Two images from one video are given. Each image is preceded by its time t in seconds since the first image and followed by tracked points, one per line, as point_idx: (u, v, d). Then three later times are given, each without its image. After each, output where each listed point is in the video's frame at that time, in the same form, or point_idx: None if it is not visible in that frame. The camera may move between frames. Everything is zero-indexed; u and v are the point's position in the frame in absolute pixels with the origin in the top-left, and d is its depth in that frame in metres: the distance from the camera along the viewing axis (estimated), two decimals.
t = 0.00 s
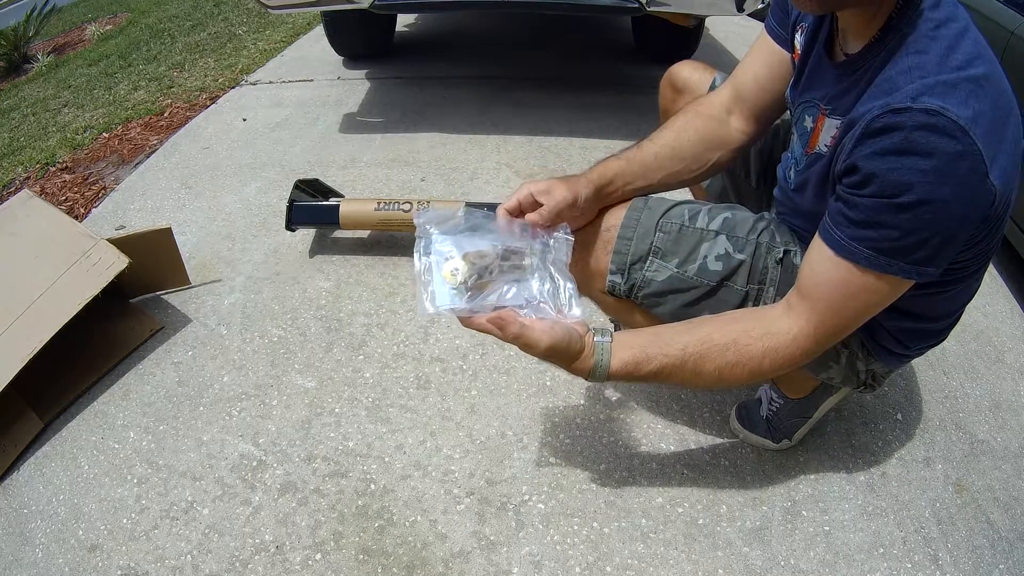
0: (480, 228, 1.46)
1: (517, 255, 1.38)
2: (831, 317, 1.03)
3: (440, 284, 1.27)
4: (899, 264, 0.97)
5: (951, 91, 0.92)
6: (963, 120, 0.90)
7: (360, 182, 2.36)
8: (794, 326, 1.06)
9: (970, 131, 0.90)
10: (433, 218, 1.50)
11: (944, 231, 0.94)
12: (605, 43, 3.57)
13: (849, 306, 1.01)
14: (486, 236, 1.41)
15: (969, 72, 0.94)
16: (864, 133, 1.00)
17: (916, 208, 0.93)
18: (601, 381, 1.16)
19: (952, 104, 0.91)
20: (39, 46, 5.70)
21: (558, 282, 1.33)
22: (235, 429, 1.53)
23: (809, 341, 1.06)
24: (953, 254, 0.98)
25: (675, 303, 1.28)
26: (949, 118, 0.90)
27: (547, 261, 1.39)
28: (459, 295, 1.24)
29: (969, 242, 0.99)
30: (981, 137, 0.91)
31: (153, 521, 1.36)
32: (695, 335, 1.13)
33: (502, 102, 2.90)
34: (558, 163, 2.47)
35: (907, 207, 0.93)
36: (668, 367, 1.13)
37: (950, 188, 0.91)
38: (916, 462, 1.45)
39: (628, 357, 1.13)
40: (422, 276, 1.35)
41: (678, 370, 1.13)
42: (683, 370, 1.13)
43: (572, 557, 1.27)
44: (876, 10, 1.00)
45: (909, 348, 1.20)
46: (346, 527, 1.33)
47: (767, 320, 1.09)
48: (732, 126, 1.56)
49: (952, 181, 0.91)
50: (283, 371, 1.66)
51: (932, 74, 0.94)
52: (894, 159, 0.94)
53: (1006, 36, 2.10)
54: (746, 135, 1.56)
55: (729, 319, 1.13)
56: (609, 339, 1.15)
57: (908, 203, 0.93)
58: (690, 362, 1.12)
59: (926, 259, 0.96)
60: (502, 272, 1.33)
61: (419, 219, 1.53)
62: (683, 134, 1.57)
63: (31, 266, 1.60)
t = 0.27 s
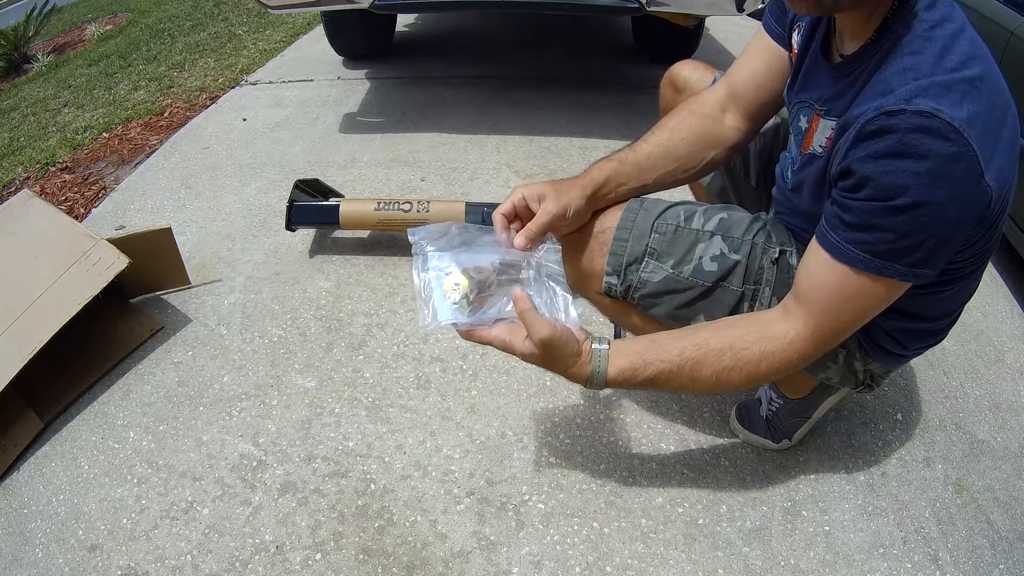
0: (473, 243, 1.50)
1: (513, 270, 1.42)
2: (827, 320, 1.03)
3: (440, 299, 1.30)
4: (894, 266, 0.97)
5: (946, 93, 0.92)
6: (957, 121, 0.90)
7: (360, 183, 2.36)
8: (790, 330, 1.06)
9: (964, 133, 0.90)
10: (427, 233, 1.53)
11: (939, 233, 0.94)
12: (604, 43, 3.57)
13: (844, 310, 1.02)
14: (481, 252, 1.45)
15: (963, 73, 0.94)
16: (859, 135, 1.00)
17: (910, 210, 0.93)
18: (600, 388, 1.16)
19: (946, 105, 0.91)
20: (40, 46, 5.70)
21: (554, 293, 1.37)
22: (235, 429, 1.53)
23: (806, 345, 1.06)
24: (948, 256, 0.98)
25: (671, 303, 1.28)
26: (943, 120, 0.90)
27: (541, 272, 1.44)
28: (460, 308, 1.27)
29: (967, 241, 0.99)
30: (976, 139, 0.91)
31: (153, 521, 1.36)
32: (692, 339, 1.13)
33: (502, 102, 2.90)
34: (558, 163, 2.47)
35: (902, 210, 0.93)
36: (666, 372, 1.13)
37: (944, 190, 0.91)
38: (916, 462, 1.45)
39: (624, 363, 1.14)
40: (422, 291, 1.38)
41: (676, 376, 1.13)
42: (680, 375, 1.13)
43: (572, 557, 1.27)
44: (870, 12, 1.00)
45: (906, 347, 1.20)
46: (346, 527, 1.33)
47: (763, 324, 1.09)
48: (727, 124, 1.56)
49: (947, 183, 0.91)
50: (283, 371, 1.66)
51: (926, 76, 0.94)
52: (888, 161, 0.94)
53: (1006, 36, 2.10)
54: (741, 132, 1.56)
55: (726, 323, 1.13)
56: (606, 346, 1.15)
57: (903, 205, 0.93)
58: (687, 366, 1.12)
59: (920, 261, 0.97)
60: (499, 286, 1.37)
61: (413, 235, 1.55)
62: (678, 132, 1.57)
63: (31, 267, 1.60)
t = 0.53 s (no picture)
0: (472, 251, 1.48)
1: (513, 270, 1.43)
2: (829, 320, 1.03)
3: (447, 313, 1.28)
4: (893, 268, 0.97)
5: (944, 96, 0.92)
6: (956, 124, 0.90)
7: (360, 183, 2.36)
8: (793, 330, 1.06)
9: (963, 136, 0.90)
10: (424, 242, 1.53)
11: (938, 236, 0.94)
12: (604, 43, 3.57)
13: (848, 310, 1.02)
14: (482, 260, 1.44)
15: (962, 76, 0.94)
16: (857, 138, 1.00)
17: (909, 213, 0.93)
18: (602, 381, 1.16)
19: (944, 108, 0.91)
20: (39, 46, 5.70)
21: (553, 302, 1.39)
22: (236, 429, 1.53)
23: (808, 345, 1.06)
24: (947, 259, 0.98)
25: (669, 304, 1.28)
26: (941, 122, 0.90)
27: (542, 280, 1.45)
28: (467, 315, 1.27)
29: (967, 243, 0.99)
30: (974, 141, 0.91)
31: (153, 521, 1.36)
32: (697, 336, 1.13)
33: (502, 102, 2.90)
34: (558, 163, 2.47)
35: (900, 213, 0.93)
36: (669, 368, 1.13)
37: (943, 193, 0.91)
38: (916, 462, 1.45)
39: (628, 357, 1.14)
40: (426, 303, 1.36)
41: (679, 371, 1.13)
42: (683, 371, 1.13)
43: (572, 557, 1.27)
44: (868, 16, 1.00)
45: (905, 348, 1.20)
46: (346, 527, 1.33)
47: (766, 323, 1.09)
48: (724, 123, 1.55)
49: (945, 186, 0.91)
50: (283, 371, 1.66)
51: (925, 78, 0.94)
52: (887, 164, 0.94)
53: (1006, 36, 2.10)
54: (737, 131, 1.55)
55: (731, 322, 1.13)
56: (610, 339, 1.16)
57: (901, 208, 0.93)
58: (690, 362, 1.12)
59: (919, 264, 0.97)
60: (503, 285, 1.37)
61: (409, 247, 1.52)
62: (674, 132, 1.56)
63: (30, 267, 1.59)
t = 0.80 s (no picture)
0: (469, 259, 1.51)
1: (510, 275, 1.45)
2: (833, 320, 1.03)
3: (449, 317, 1.30)
4: (895, 272, 0.97)
5: (947, 100, 0.92)
6: (959, 128, 0.90)
7: (360, 183, 2.36)
8: (797, 328, 1.06)
9: (965, 140, 0.90)
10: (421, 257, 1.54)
11: (940, 240, 0.94)
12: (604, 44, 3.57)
13: (851, 309, 1.02)
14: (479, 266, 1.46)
15: (965, 80, 0.94)
16: (860, 142, 1.00)
17: (911, 217, 0.93)
18: (609, 373, 1.17)
19: (947, 112, 0.91)
20: (39, 46, 5.70)
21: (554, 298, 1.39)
22: (235, 429, 1.53)
23: (811, 343, 1.05)
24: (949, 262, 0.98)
25: (669, 302, 1.28)
26: (944, 127, 0.90)
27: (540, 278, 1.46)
28: (471, 318, 1.27)
29: (969, 246, 0.99)
30: (977, 146, 0.91)
31: (153, 521, 1.36)
32: (703, 331, 1.14)
33: (502, 102, 2.90)
34: (558, 163, 2.47)
35: (903, 217, 0.93)
36: (674, 361, 1.13)
37: (945, 197, 0.91)
38: (916, 462, 1.45)
39: (634, 351, 1.14)
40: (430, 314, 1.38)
41: (684, 367, 1.13)
42: (688, 367, 1.13)
43: (572, 557, 1.27)
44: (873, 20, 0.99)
45: (905, 349, 1.20)
46: (346, 527, 1.33)
47: (771, 321, 1.09)
48: (720, 113, 1.55)
49: (948, 190, 0.91)
50: (283, 371, 1.66)
51: (928, 82, 0.94)
52: (889, 168, 0.94)
53: (1006, 36, 2.10)
54: (735, 120, 1.55)
55: (737, 319, 1.14)
56: (618, 332, 1.16)
57: (903, 212, 0.93)
58: (695, 358, 1.13)
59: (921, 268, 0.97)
60: (503, 287, 1.38)
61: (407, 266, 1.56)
62: (670, 126, 1.56)
63: (30, 267, 1.59)
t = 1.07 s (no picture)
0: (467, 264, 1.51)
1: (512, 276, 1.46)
2: (835, 323, 1.03)
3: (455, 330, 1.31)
4: (898, 276, 0.97)
5: (952, 106, 0.92)
6: (963, 134, 0.90)
7: (360, 183, 2.36)
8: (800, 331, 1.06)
9: (969, 146, 0.90)
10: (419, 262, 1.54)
11: (943, 245, 0.94)
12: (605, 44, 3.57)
13: (854, 312, 1.02)
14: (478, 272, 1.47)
15: (969, 85, 0.94)
16: (863, 147, 1.00)
17: (915, 223, 0.93)
18: (614, 380, 1.16)
19: (951, 118, 0.91)
20: (39, 46, 5.70)
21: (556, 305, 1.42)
22: (235, 429, 1.53)
23: (815, 345, 1.06)
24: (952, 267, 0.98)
25: (675, 304, 1.28)
26: (949, 133, 0.90)
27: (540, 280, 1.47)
28: (476, 329, 1.30)
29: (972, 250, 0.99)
30: (981, 152, 0.91)
31: (153, 521, 1.36)
32: (707, 336, 1.14)
33: (502, 102, 2.90)
34: (558, 164, 2.47)
35: (907, 223, 0.93)
36: (678, 367, 1.13)
37: (949, 202, 0.91)
38: (916, 462, 1.45)
39: (638, 356, 1.14)
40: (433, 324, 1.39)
41: (688, 371, 1.13)
42: (692, 371, 1.13)
43: (572, 557, 1.27)
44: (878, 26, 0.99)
45: (907, 351, 1.20)
46: (346, 527, 1.33)
47: (775, 325, 1.09)
48: (723, 116, 1.54)
49: (952, 196, 0.91)
50: (282, 371, 1.66)
51: (933, 87, 0.94)
52: (893, 173, 0.94)
53: (1007, 37, 2.10)
54: (738, 122, 1.55)
55: (740, 322, 1.14)
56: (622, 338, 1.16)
57: (906, 218, 0.93)
58: (699, 362, 1.13)
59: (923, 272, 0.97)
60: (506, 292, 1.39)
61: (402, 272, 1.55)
62: (673, 130, 1.56)
63: (30, 267, 1.59)
